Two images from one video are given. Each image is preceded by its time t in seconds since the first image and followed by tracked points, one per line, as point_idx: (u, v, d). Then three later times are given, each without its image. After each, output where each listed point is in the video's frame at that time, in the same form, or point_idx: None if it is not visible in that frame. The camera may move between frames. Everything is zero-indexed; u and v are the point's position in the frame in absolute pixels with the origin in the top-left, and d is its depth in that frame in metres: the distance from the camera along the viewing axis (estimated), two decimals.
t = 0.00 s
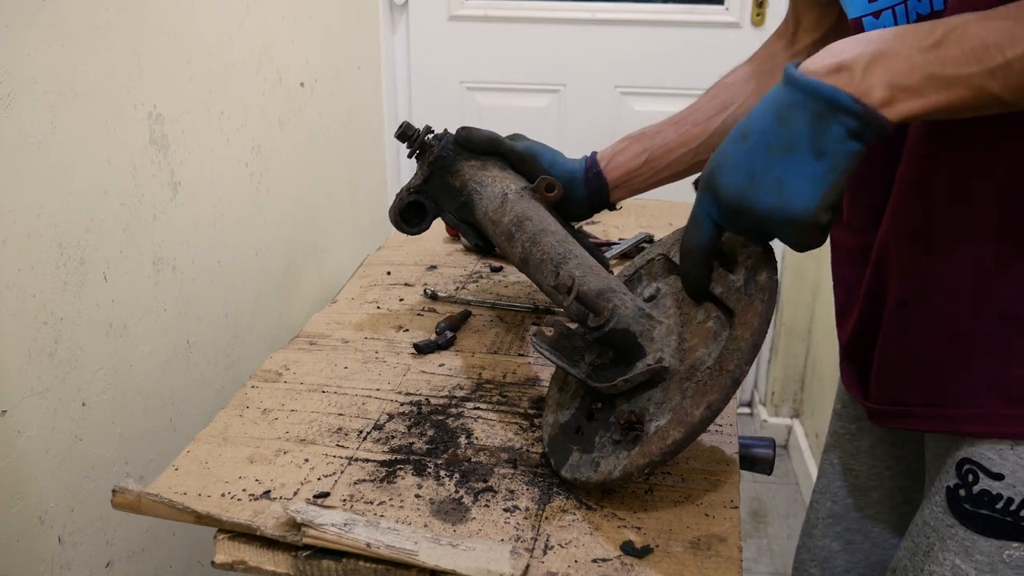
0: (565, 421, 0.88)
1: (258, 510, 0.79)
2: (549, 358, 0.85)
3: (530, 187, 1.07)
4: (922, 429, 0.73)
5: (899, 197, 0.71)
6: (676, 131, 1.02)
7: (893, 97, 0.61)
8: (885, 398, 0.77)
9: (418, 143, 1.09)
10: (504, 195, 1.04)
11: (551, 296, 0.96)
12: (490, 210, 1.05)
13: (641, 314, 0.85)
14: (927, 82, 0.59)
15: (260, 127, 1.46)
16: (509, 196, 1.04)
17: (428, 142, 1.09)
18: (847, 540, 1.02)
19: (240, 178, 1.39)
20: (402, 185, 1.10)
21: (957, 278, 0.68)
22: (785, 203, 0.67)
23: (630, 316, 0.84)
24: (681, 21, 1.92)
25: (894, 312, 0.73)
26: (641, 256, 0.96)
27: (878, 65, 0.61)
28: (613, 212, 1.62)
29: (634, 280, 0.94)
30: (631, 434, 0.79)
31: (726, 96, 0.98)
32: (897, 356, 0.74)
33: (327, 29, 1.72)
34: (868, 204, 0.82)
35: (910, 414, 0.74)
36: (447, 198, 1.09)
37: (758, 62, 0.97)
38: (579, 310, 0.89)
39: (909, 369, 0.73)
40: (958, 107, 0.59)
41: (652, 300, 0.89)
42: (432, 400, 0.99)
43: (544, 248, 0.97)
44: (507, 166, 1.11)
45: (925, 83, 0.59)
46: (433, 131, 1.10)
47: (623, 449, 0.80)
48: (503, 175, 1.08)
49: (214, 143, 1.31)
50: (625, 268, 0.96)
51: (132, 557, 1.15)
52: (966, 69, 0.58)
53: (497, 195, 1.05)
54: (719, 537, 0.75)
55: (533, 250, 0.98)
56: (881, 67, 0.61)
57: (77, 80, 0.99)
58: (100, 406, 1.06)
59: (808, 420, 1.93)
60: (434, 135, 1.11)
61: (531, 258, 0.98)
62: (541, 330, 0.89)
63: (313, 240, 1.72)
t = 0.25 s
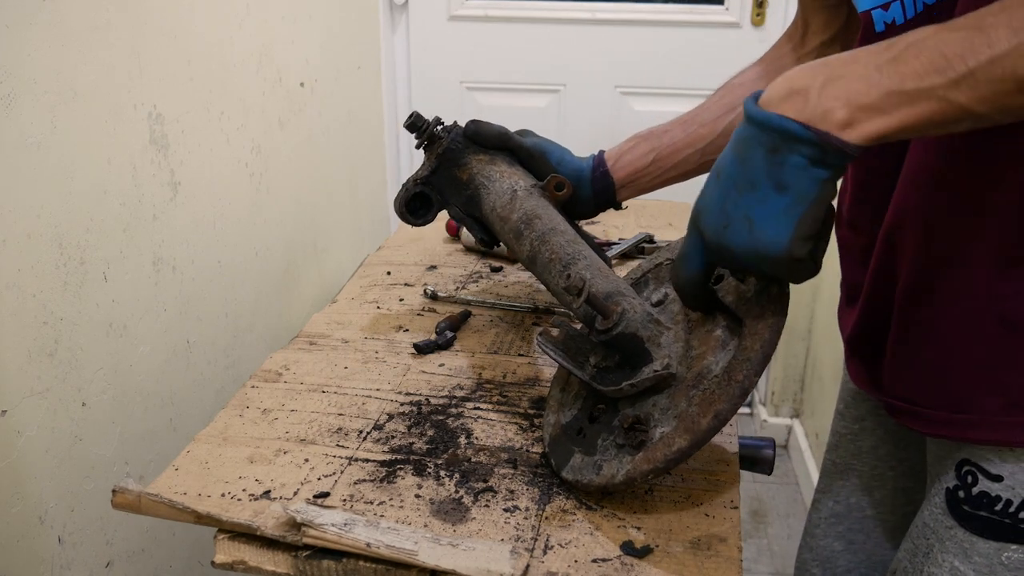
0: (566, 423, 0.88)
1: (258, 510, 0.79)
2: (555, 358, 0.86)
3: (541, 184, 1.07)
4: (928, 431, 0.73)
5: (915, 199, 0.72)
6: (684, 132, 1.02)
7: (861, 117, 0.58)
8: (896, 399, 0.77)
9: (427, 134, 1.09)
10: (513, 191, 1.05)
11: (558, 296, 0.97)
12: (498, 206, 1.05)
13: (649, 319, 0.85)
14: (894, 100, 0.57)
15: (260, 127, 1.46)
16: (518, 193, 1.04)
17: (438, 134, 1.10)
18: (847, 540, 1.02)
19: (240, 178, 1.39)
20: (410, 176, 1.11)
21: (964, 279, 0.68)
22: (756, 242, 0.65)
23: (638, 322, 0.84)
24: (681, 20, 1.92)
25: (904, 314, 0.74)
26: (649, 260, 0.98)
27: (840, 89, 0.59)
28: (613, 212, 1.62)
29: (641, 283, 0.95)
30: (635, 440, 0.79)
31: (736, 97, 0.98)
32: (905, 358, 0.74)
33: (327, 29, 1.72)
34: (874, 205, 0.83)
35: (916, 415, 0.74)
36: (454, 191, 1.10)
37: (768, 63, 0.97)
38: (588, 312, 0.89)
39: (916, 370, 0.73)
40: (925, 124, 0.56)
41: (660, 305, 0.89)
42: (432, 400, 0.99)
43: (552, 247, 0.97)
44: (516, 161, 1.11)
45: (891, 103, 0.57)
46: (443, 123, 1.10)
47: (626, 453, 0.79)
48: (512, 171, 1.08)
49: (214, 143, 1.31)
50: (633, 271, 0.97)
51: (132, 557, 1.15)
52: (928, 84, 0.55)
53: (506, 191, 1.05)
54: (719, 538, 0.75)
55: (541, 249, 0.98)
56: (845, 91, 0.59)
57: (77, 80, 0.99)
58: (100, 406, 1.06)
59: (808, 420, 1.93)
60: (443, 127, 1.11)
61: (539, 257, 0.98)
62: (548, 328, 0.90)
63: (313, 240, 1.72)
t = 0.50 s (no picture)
0: (566, 422, 0.88)
1: (258, 510, 0.79)
2: (552, 357, 0.87)
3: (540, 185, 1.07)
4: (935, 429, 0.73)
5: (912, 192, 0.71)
6: (683, 134, 1.03)
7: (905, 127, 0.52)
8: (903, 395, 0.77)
9: (425, 135, 1.09)
10: (512, 191, 1.04)
11: (556, 296, 0.97)
12: (497, 207, 1.05)
13: (647, 318, 0.84)
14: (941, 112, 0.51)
15: (260, 127, 1.46)
16: (517, 193, 1.04)
17: (436, 135, 1.10)
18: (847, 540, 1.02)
19: (240, 178, 1.39)
20: (409, 177, 1.11)
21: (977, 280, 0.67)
22: (781, 247, 0.62)
23: (636, 321, 0.83)
24: (681, 20, 1.92)
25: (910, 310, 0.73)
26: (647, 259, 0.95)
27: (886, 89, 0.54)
28: (613, 212, 1.62)
29: (639, 282, 0.91)
30: (634, 439, 0.79)
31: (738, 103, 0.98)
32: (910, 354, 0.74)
33: (327, 29, 1.72)
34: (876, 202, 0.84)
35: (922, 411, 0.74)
36: (452, 192, 1.10)
37: (767, 67, 0.97)
38: (585, 311, 0.89)
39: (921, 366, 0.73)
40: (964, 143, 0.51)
41: (658, 304, 0.87)
42: (432, 400, 0.99)
43: (550, 247, 0.97)
44: (514, 162, 1.11)
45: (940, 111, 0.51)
46: (441, 125, 1.10)
47: (625, 452, 0.79)
48: (511, 171, 1.08)
49: (214, 143, 1.31)
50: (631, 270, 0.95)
51: (132, 557, 1.15)
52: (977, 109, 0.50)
53: (504, 191, 1.05)
54: (719, 538, 0.75)
55: (539, 249, 0.98)
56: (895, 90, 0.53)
57: (77, 80, 0.99)
58: (100, 406, 1.06)
59: (808, 420, 1.93)
60: (441, 128, 1.11)
61: (537, 258, 0.98)
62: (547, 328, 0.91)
63: (313, 240, 1.72)
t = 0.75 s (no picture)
0: (565, 422, 0.87)
1: (258, 510, 0.79)
2: (551, 358, 0.86)
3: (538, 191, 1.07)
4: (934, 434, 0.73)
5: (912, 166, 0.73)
6: (678, 130, 1.02)
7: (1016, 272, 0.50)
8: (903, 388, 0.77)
9: (422, 139, 1.09)
10: (508, 193, 1.04)
11: (553, 296, 0.97)
12: (493, 209, 1.04)
13: (643, 316, 0.85)
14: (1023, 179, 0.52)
15: (260, 128, 1.46)
16: (513, 195, 1.04)
17: (433, 139, 1.10)
18: (847, 540, 1.02)
19: (240, 178, 1.39)
20: (405, 182, 1.10)
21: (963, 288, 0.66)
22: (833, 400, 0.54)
23: (632, 318, 0.84)
24: (681, 20, 1.92)
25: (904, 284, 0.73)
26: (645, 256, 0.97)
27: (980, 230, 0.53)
28: (613, 212, 1.62)
29: (636, 281, 0.95)
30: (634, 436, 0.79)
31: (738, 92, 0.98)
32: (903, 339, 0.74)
33: (327, 29, 1.72)
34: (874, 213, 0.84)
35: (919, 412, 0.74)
36: (449, 195, 1.10)
37: (757, 61, 0.97)
38: (582, 310, 0.89)
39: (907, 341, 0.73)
40: None
41: (655, 301, 0.90)
42: (432, 400, 0.99)
43: (546, 247, 0.97)
44: (510, 164, 1.11)
45: None
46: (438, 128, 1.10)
47: (624, 450, 0.80)
48: (507, 173, 1.08)
49: (214, 143, 1.31)
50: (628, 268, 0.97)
51: (132, 557, 1.15)
52: None
53: (500, 193, 1.05)
54: (720, 538, 0.75)
55: (535, 250, 0.98)
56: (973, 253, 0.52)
57: (77, 80, 0.99)
58: (100, 406, 1.06)
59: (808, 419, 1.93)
60: (437, 132, 1.11)
61: (533, 258, 0.98)
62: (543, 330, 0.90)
63: (313, 240, 1.72)
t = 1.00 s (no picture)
0: (563, 421, 0.87)
1: (258, 510, 0.79)
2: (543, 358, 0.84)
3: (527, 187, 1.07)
4: (930, 439, 0.73)
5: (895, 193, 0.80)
6: (667, 119, 1.07)
7: (1001, 316, 0.56)
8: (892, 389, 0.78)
9: (411, 150, 1.09)
10: (498, 198, 1.04)
11: (545, 296, 0.96)
12: (484, 214, 1.04)
13: (634, 310, 0.85)
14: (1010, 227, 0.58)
15: (260, 128, 1.46)
16: (503, 199, 1.04)
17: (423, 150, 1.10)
18: (847, 540, 1.02)
19: (240, 178, 1.39)
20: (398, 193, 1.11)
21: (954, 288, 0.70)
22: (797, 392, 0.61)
23: (623, 313, 0.85)
24: (681, 21, 1.92)
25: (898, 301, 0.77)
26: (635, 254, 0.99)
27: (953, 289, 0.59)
28: (613, 212, 1.62)
29: (628, 277, 0.96)
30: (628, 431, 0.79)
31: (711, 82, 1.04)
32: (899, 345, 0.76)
33: (327, 29, 1.72)
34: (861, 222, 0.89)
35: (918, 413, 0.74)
36: (442, 203, 1.10)
37: (741, 46, 1.01)
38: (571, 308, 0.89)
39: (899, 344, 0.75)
40: None
41: (646, 295, 0.92)
42: (432, 400, 0.99)
43: (537, 249, 0.97)
44: (501, 169, 1.11)
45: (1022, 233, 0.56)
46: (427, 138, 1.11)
47: (620, 445, 0.80)
48: (498, 178, 1.08)
49: (214, 143, 1.31)
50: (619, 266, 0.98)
51: (132, 557, 1.15)
52: None
53: (491, 199, 1.05)
54: (720, 538, 0.75)
55: (526, 251, 0.98)
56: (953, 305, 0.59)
57: (78, 80, 0.99)
58: (101, 406, 1.06)
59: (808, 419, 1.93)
60: (427, 141, 1.11)
61: (525, 259, 0.98)
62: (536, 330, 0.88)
63: (313, 240, 1.72)
